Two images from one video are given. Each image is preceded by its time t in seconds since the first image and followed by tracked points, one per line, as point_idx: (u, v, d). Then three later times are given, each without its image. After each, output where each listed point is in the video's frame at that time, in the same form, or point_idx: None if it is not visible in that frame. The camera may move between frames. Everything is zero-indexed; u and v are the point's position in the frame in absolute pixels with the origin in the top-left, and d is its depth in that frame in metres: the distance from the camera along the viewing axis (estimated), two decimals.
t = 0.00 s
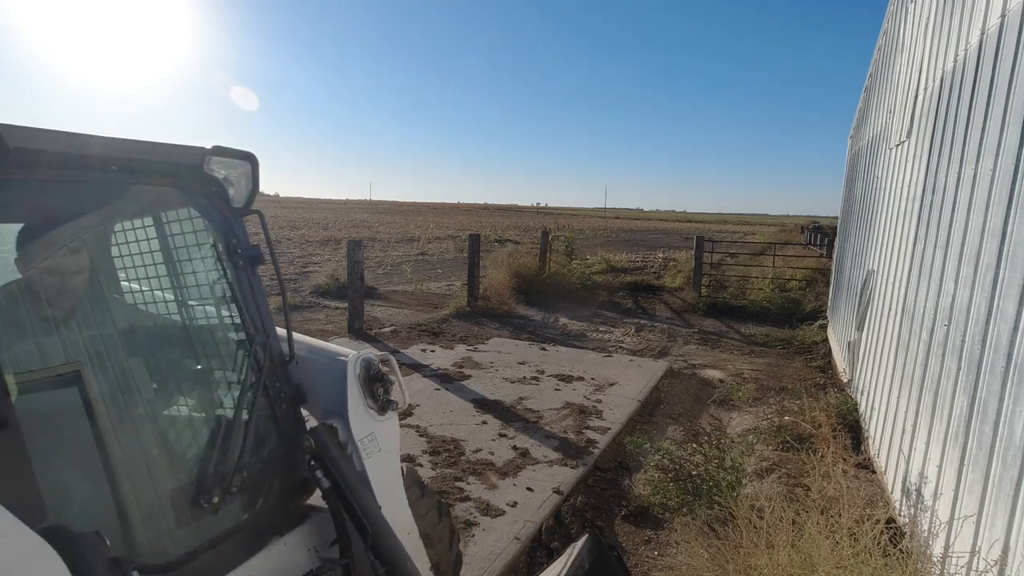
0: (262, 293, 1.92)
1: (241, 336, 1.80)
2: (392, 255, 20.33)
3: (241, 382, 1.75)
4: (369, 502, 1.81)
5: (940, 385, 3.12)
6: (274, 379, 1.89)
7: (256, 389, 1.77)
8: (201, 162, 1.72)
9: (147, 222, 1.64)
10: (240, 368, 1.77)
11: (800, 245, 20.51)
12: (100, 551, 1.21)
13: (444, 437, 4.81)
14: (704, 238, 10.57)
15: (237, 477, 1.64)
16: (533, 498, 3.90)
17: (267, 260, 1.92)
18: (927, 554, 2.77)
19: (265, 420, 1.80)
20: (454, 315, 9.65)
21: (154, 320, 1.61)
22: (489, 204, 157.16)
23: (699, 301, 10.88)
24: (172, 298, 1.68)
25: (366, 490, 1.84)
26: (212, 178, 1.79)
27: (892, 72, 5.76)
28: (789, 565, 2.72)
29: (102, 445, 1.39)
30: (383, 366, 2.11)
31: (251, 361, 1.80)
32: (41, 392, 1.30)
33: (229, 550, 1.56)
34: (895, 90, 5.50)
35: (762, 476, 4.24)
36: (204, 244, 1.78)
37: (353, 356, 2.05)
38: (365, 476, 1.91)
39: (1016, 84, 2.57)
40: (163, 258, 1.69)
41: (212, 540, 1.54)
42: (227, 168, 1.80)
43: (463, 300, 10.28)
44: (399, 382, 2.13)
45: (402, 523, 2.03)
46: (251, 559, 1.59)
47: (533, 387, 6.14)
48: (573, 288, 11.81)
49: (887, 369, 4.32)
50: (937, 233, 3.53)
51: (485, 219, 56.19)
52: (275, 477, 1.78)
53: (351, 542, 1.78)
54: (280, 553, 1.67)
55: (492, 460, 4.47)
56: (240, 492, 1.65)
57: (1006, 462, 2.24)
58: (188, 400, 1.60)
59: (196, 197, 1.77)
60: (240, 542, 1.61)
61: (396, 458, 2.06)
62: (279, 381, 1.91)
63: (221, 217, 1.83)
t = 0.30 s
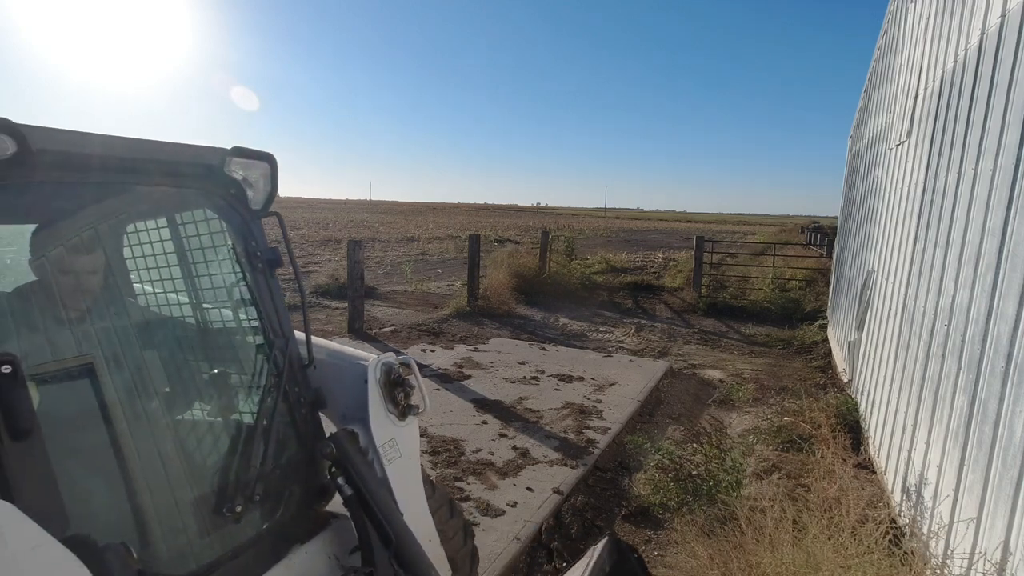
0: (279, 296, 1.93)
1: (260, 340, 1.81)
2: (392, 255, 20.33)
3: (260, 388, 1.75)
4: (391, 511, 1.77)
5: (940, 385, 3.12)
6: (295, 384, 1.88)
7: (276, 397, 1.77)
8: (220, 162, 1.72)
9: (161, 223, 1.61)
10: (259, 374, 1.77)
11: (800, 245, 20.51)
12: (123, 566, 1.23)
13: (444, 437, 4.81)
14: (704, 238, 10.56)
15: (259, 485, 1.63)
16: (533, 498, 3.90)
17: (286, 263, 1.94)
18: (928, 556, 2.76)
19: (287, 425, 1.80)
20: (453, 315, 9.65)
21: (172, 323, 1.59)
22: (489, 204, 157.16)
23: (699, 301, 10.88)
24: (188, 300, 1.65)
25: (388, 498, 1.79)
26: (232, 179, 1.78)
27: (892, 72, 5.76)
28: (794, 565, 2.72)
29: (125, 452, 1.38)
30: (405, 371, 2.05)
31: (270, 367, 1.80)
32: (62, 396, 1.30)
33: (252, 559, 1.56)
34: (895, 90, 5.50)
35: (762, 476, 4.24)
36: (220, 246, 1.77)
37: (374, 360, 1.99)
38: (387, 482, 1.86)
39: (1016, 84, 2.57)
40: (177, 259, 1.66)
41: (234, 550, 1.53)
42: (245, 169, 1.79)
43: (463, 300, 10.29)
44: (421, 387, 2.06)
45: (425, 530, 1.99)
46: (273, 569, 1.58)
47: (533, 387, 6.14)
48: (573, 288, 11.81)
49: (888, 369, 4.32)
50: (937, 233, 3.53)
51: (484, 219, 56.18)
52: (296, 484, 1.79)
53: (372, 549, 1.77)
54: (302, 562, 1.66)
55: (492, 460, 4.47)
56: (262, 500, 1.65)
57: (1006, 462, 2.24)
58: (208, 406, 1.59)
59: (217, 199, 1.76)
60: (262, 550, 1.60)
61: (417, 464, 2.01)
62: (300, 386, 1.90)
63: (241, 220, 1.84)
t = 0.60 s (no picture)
0: (288, 300, 1.94)
1: (268, 343, 1.81)
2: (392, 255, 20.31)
3: (267, 391, 1.76)
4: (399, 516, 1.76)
5: (940, 385, 3.12)
6: (302, 389, 1.90)
7: (283, 403, 1.79)
8: (231, 164, 1.74)
9: (167, 224, 1.59)
10: (265, 378, 1.77)
11: (800, 245, 20.52)
12: (135, 574, 1.24)
13: (444, 437, 4.81)
14: (704, 238, 10.55)
15: (267, 491, 1.65)
16: (533, 498, 3.90)
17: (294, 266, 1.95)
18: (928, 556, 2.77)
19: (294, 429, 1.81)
20: (453, 315, 9.64)
21: (179, 326, 1.57)
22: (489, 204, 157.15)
23: (699, 301, 10.88)
24: (194, 303, 1.64)
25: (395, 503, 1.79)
26: (240, 181, 1.81)
27: (892, 72, 5.76)
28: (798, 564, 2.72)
29: (133, 457, 1.37)
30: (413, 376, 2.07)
31: (277, 371, 1.81)
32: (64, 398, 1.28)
33: (263, 564, 1.57)
34: (895, 90, 5.50)
35: (762, 476, 4.24)
36: (226, 249, 1.76)
37: (382, 365, 2.01)
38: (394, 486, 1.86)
39: (1016, 84, 2.57)
40: (184, 260, 1.64)
41: (244, 556, 1.54)
42: (254, 171, 1.82)
43: (463, 300, 10.28)
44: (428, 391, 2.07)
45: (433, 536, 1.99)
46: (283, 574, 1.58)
47: (533, 387, 6.14)
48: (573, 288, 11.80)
49: (888, 369, 4.32)
50: (937, 233, 3.53)
51: (484, 219, 56.17)
52: (303, 489, 1.81)
53: (381, 554, 1.75)
54: (310, 567, 1.66)
55: (492, 460, 4.47)
56: (271, 505, 1.66)
57: (1006, 462, 2.24)
58: (216, 411, 1.59)
59: (227, 201, 1.77)
60: (272, 556, 1.61)
61: (424, 468, 2.01)
62: (306, 390, 1.92)
63: (250, 222, 1.84)
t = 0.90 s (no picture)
0: (291, 309, 1.94)
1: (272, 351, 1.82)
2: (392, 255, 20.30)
3: (269, 398, 1.76)
4: (399, 529, 1.76)
5: (940, 384, 3.12)
6: (304, 398, 1.89)
7: (286, 413, 1.78)
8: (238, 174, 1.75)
9: (172, 227, 1.59)
10: (267, 386, 1.77)
11: (800, 246, 20.53)
12: None
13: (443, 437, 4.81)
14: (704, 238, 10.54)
15: (268, 503, 1.65)
16: (533, 498, 3.90)
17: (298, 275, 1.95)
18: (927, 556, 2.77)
19: (297, 439, 1.81)
20: (453, 316, 9.64)
21: (185, 329, 1.55)
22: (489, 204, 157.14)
23: (699, 301, 10.87)
24: (198, 307, 1.62)
25: (395, 517, 1.79)
26: (247, 190, 1.81)
27: (892, 72, 5.76)
28: (799, 564, 2.72)
29: (134, 463, 1.37)
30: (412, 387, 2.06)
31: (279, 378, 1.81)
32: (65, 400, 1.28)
33: None
34: (895, 90, 5.50)
35: (761, 476, 4.24)
36: (230, 256, 1.76)
37: (385, 379, 2.00)
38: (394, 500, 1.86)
39: (1016, 84, 2.57)
40: (188, 264, 1.64)
41: (242, 569, 1.55)
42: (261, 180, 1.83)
43: (463, 300, 10.28)
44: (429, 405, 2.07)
45: (431, 548, 1.99)
46: None
47: (533, 387, 6.14)
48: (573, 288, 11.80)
49: (887, 369, 4.32)
50: (937, 233, 3.53)
51: (484, 219, 56.17)
52: (304, 500, 1.81)
53: (380, 567, 1.75)
54: None
55: (492, 460, 4.47)
56: (271, 516, 1.66)
57: (1006, 462, 2.24)
58: (217, 418, 1.59)
59: (232, 209, 1.78)
60: (270, 568, 1.62)
61: (424, 482, 2.01)
62: (308, 401, 1.92)
63: (254, 231, 1.85)
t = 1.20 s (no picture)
0: (300, 328, 1.93)
1: (277, 363, 1.82)
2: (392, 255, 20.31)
3: (275, 411, 1.76)
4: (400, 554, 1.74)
5: (940, 384, 3.12)
6: (308, 416, 1.89)
7: (291, 432, 1.77)
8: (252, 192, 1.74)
9: (180, 233, 1.60)
10: (273, 399, 1.77)
11: (800, 246, 20.54)
12: None
13: (444, 437, 4.80)
14: (704, 238, 10.54)
15: (274, 522, 1.63)
16: (533, 498, 3.90)
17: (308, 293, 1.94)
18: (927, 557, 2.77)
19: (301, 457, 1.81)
20: (453, 315, 9.64)
21: (190, 338, 1.56)
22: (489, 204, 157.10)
23: (699, 301, 10.88)
24: (203, 315, 1.63)
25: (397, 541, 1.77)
26: (261, 207, 1.80)
27: (892, 71, 5.76)
28: (798, 564, 2.72)
29: (140, 474, 1.36)
30: (420, 409, 2.07)
31: (283, 391, 1.81)
32: (69, 412, 1.26)
33: None
34: (895, 89, 5.50)
35: (761, 475, 4.23)
36: (239, 267, 1.76)
37: (392, 399, 1.99)
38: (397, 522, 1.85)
39: (1016, 84, 2.57)
40: (193, 271, 1.64)
41: None
42: (275, 197, 1.81)
43: (463, 300, 10.28)
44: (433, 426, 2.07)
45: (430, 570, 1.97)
46: None
47: (533, 387, 6.14)
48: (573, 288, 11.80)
49: (888, 369, 4.32)
50: (937, 233, 3.53)
51: (484, 220, 56.14)
52: (307, 519, 1.79)
53: None
54: None
55: (492, 460, 4.47)
56: (277, 534, 1.64)
57: (1006, 462, 2.24)
58: (222, 431, 1.58)
59: (245, 224, 1.76)
60: None
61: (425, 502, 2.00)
62: (313, 419, 1.92)
63: (266, 246, 1.83)
